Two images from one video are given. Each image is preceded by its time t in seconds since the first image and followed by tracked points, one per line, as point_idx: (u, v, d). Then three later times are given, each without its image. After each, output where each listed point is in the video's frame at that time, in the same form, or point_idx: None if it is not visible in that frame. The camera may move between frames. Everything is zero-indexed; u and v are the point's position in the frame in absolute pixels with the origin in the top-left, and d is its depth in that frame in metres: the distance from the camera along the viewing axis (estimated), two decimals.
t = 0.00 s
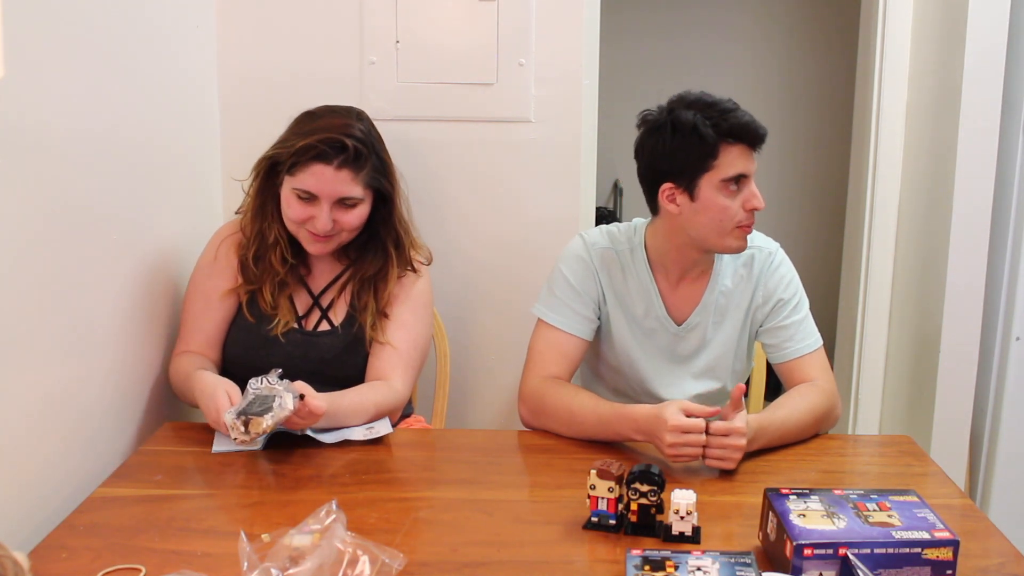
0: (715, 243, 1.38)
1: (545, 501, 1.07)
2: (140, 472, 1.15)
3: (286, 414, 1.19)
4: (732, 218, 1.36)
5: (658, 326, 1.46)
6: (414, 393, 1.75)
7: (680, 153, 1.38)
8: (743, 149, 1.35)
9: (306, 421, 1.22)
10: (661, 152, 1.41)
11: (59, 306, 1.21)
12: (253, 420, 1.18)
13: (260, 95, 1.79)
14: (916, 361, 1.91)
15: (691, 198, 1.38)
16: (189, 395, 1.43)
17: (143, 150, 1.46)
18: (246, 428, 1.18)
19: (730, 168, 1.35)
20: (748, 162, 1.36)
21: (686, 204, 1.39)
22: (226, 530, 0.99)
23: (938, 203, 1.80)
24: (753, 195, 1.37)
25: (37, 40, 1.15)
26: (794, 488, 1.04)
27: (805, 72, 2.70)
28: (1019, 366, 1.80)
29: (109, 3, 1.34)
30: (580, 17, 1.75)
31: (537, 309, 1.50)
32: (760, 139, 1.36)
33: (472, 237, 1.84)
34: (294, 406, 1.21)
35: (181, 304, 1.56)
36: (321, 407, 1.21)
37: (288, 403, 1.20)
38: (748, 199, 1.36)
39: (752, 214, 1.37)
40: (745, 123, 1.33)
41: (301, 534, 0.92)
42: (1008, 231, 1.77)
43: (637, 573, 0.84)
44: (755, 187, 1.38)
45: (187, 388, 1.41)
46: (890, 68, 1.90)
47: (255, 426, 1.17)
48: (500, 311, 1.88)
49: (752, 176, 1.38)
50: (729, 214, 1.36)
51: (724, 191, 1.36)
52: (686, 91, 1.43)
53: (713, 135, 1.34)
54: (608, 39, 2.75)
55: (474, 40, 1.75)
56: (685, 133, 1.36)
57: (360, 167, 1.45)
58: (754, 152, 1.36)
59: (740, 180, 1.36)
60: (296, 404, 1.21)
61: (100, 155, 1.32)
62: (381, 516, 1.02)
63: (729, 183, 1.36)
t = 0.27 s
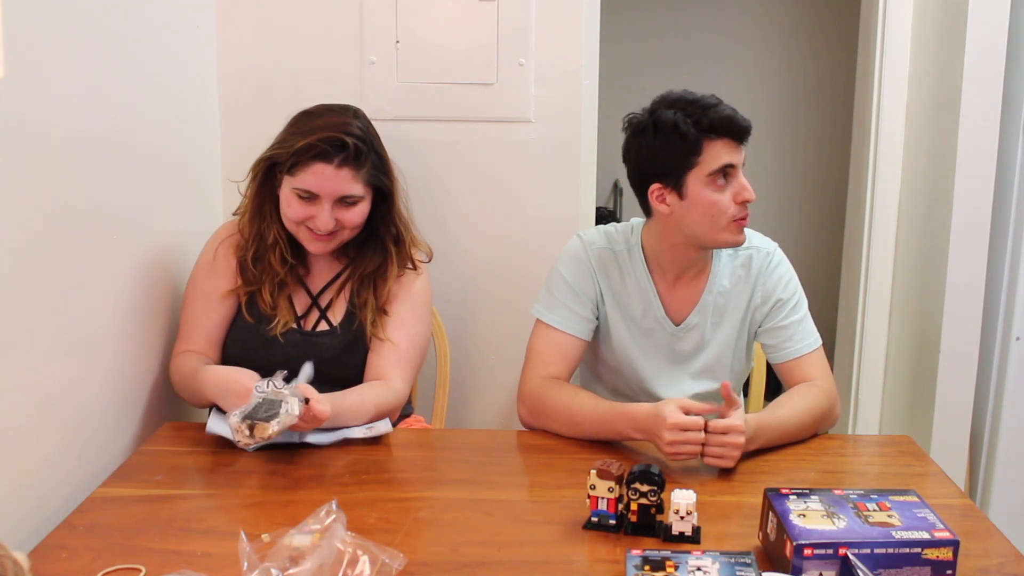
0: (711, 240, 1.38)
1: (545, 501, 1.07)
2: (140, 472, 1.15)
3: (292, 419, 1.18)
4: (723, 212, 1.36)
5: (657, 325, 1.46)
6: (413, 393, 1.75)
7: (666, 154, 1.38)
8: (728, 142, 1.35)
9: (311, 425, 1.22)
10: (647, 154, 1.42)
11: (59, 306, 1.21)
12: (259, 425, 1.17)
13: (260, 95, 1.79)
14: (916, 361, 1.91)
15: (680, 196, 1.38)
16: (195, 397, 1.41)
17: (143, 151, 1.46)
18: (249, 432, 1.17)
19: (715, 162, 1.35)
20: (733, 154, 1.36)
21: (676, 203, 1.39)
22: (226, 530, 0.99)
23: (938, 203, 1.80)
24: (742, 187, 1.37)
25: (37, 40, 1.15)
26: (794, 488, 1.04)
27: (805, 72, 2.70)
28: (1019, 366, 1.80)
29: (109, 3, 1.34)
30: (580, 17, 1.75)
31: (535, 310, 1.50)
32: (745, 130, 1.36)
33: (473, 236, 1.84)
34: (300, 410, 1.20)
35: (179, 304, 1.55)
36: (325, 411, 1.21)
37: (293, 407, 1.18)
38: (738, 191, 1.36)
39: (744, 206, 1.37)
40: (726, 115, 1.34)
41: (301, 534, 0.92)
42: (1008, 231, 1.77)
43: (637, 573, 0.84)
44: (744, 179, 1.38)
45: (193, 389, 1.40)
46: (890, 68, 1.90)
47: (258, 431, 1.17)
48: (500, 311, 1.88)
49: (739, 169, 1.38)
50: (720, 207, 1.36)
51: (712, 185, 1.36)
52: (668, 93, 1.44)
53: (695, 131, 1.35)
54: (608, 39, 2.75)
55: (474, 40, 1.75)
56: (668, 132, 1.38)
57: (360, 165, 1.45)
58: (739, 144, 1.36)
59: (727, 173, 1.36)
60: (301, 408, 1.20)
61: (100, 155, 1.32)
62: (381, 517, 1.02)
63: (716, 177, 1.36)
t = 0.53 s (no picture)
0: (709, 236, 1.38)
1: (545, 501, 1.07)
2: (140, 472, 1.15)
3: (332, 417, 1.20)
4: (721, 207, 1.36)
5: (658, 325, 1.46)
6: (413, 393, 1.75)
7: (661, 153, 1.39)
8: (720, 138, 1.36)
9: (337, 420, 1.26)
10: (642, 155, 1.43)
11: (59, 306, 1.21)
12: (301, 423, 1.17)
13: (260, 95, 1.79)
14: (916, 361, 1.91)
15: (676, 194, 1.38)
16: (206, 394, 1.43)
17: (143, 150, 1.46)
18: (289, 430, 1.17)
19: (709, 159, 1.35)
20: (727, 149, 1.36)
21: (672, 201, 1.39)
22: (226, 530, 0.99)
23: (938, 203, 1.80)
24: (737, 182, 1.37)
25: (37, 40, 1.15)
26: (794, 488, 1.04)
27: (805, 72, 2.70)
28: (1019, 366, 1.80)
29: (109, 3, 1.34)
30: (579, 17, 1.75)
31: (536, 309, 1.50)
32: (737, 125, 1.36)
33: (472, 236, 1.84)
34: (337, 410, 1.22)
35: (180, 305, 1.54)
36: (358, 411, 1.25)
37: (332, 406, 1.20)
38: (733, 186, 1.37)
39: (741, 201, 1.37)
40: (717, 111, 1.34)
41: (301, 534, 0.92)
42: (1008, 231, 1.77)
43: (637, 573, 0.84)
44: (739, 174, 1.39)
45: (207, 388, 1.42)
46: (890, 68, 1.90)
47: (301, 429, 1.17)
48: (500, 311, 1.88)
49: (734, 164, 1.38)
50: (717, 203, 1.36)
51: (707, 181, 1.36)
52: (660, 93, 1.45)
53: (687, 129, 1.35)
54: (608, 39, 2.75)
55: (474, 40, 1.75)
56: (660, 132, 1.38)
57: (362, 165, 1.45)
58: (732, 139, 1.37)
59: (722, 169, 1.36)
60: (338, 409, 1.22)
61: (100, 156, 1.32)
62: (381, 517, 1.02)
63: (711, 173, 1.36)
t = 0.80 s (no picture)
0: (720, 239, 1.38)
1: (545, 501, 1.07)
2: (141, 472, 1.15)
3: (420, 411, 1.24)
4: (733, 213, 1.36)
5: (662, 325, 1.46)
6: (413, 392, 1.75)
7: (677, 153, 1.37)
8: (738, 142, 1.34)
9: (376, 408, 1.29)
10: (657, 154, 1.40)
11: (60, 306, 1.21)
12: (390, 420, 1.21)
13: (260, 95, 1.79)
14: (916, 361, 1.91)
15: (692, 196, 1.37)
16: (220, 403, 1.44)
17: (143, 150, 1.46)
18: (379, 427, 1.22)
19: (728, 163, 1.34)
20: (744, 153, 1.35)
21: (688, 203, 1.37)
22: (226, 530, 0.99)
23: (938, 203, 1.80)
24: (752, 186, 1.36)
25: (36, 39, 1.15)
26: (794, 488, 1.04)
27: (805, 72, 2.70)
28: (1019, 366, 1.80)
29: (109, 2, 1.34)
30: (579, 17, 1.75)
31: (536, 309, 1.50)
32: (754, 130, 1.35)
33: (472, 237, 1.84)
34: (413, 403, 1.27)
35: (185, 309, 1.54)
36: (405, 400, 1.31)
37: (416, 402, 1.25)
38: (748, 190, 1.36)
39: (752, 206, 1.37)
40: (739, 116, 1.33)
41: (301, 534, 0.92)
42: (1008, 231, 1.77)
43: (637, 573, 0.85)
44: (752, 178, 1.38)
45: (224, 398, 1.42)
46: (890, 68, 1.90)
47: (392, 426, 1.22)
48: (500, 311, 1.88)
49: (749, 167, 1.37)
50: (731, 208, 1.35)
51: (724, 186, 1.35)
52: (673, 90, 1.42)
53: (708, 133, 1.33)
54: (608, 39, 2.75)
55: (474, 40, 1.75)
56: (680, 133, 1.36)
57: (364, 168, 1.45)
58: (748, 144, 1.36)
59: (738, 173, 1.35)
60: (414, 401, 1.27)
61: (100, 156, 1.32)
62: (381, 516, 1.02)
63: (728, 177, 1.35)
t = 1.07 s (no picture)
0: (728, 245, 1.39)
1: (545, 501, 1.07)
2: (141, 472, 1.15)
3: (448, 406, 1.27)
4: (745, 220, 1.37)
5: (666, 325, 1.46)
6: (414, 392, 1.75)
7: (696, 155, 1.36)
8: (756, 151, 1.35)
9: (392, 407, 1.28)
10: (675, 155, 1.39)
11: (60, 306, 1.21)
12: (426, 419, 1.23)
13: (260, 95, 1.79)
14: (916, 361, 1.91)
15: (708, 201, 1.37)
16: (224, 409, 1.44)
17: (144, 150, 1.46)
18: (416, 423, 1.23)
19: (746, 170, 1.35)
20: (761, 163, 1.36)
21: (704, 208, 1.38)
22: (226, 530, 0.99)
23: (938, 203, 1.80)
24: (765, 196, 1.38)
25: (36, 39, 1.15)
26: (794, 488, 1.04)
27: (805, 72, 2.70)
28: (1019, 366, 1.80)
29: (109, 3, 1.34)
30: (579, 17, 1.75)
31: (539, 309, 1.50)
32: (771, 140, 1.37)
33: (472, 237, 1.84)
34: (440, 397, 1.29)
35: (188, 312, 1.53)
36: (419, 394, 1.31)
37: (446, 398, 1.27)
38: (760, 199, 1.37)
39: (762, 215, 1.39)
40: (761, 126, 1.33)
41: (301, 534, 0.92)
42: (1008, 231, 1.77)
43: (637, 573, 0.85)
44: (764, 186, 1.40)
45: (227, 405, 1.42)
46: (890, 68, 1.90)
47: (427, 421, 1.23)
48: (500, 311, 1.88)
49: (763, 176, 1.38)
50: (743, 215, 1.37)
51: (740, 193, 1.36)
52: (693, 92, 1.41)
53: (731, 139, 1.33)
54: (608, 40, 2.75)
55: (474, 40, 1.75)
56: (703, 137, 1.35)
57: (369, 174, 1.45)
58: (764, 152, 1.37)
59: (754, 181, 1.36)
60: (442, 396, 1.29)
61: (101, 156, 1.32)
62: (381, 516, 1.02)
63: (744, 185, 1.36)
